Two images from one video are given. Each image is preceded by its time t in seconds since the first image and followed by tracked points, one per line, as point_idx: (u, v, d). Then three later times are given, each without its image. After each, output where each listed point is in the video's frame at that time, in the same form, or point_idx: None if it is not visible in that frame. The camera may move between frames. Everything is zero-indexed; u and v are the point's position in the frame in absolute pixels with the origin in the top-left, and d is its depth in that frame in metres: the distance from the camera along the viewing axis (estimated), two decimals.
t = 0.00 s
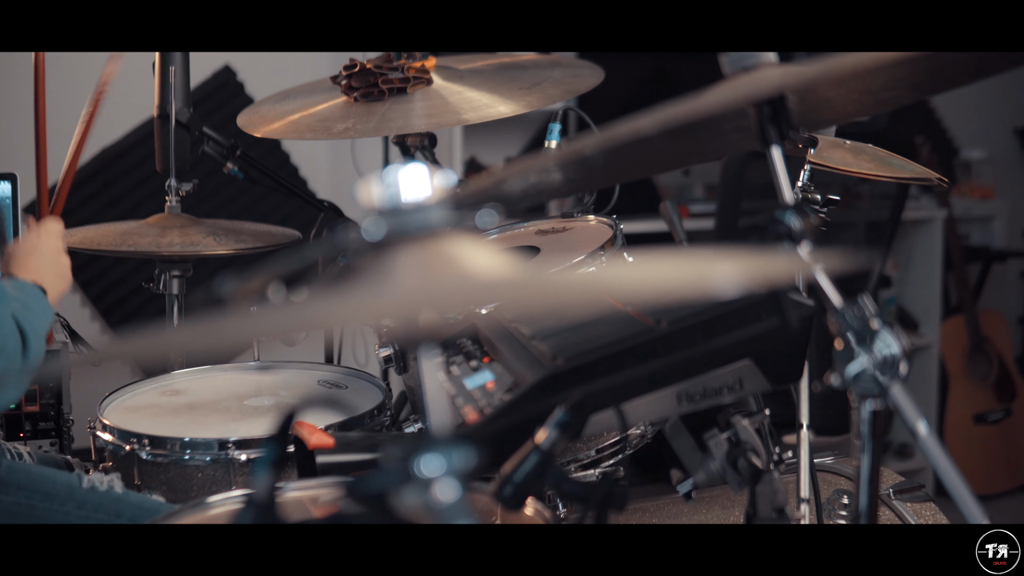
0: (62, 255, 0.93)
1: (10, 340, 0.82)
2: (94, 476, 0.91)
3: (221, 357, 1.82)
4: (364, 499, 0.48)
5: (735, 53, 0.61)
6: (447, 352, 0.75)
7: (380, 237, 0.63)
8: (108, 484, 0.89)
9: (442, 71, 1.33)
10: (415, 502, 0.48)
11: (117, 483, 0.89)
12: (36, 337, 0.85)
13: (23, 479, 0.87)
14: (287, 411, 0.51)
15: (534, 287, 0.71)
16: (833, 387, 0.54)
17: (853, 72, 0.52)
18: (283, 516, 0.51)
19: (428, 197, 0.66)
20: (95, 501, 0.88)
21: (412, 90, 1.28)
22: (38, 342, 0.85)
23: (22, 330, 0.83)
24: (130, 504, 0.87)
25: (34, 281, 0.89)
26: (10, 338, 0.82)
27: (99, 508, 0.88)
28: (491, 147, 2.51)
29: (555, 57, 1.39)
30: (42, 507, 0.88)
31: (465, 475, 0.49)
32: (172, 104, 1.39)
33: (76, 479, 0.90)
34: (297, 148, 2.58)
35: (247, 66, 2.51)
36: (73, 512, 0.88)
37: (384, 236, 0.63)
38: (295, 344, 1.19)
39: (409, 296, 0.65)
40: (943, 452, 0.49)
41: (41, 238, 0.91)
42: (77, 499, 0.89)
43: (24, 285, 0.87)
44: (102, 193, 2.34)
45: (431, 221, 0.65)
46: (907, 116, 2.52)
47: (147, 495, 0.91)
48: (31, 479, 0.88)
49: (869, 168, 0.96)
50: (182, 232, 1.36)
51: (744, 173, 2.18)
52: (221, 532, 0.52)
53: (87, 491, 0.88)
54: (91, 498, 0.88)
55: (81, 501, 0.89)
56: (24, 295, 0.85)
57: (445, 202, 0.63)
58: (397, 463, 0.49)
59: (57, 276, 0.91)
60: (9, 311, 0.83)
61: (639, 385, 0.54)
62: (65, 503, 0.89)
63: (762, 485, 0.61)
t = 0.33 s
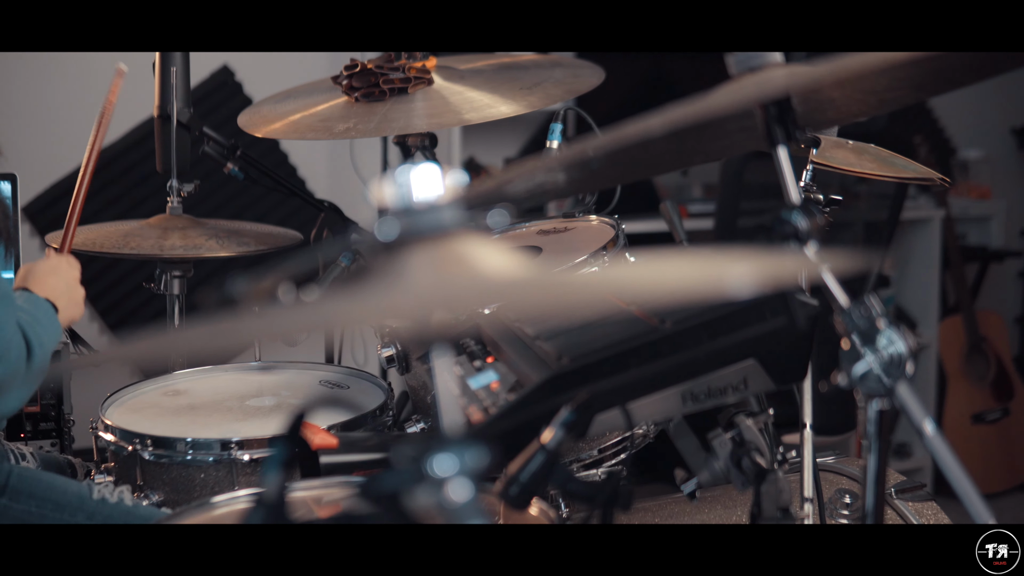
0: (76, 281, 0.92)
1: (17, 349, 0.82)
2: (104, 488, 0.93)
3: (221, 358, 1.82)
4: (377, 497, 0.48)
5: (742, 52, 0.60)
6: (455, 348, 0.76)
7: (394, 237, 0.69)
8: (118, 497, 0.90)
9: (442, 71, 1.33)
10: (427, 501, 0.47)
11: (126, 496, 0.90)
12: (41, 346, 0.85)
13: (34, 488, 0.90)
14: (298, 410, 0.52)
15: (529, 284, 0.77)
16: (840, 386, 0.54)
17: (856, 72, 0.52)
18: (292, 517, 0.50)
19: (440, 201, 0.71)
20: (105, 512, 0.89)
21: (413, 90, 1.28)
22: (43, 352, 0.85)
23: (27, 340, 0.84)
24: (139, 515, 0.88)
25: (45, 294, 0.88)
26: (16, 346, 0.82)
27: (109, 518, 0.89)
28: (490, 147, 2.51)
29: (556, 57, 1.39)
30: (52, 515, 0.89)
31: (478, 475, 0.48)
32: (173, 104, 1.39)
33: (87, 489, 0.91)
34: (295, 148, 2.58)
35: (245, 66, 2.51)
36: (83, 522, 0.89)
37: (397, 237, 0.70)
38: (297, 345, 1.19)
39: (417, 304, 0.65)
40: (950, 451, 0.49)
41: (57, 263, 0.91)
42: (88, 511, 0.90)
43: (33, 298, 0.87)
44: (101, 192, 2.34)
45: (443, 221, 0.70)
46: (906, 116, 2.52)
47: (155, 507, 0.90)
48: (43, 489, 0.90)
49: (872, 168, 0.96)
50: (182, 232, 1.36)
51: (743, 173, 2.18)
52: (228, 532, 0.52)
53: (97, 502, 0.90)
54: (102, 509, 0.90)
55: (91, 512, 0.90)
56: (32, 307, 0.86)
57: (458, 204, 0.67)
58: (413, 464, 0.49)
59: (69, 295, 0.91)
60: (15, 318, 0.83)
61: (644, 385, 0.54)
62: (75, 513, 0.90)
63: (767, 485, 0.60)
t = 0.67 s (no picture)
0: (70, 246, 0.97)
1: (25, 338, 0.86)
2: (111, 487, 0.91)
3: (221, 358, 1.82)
4: (391, 497, 0.49)
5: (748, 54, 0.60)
6: (460, 344, 0.76)
7: (409, 236, 0.69)
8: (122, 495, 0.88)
9: (444, 71, 1.33)
10: (440, 500, 0.48)
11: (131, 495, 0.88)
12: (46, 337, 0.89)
13: (38, 486, 0.89)
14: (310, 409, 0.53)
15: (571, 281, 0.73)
16: (847, 386, 0.54)
17: (864, 72, 0.52)
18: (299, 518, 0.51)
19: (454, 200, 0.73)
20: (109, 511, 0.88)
21: (415, 90, 1.28)
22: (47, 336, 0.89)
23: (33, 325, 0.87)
24: (142, 510, 0.85)
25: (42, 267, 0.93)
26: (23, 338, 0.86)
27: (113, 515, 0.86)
28: (489, 147, 2.52)
29: (557, 57, 1.39)
30: (58, 514, 0.89)
31: (490, 475, 0.49)
32: (173, 104, 1.39)
33: (90, 488, 0.90)
34: (294, 148, 2.58)
35: (244, 67, 2.51)
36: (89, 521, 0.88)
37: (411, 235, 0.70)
38: (298, 345, 1.19)
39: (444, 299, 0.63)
40: (956, 450, 0.49)
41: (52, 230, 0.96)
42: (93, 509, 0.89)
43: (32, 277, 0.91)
44: (100, 193, 2.34)
45: (456, 221, 0.72)
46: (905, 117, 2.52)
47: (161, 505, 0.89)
48: (47, 487, 0.89)
49: (876, 169, 0.96)
50: (183, 232, 1.36)
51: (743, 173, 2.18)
52: (235, 532, 0.52)
53: (102, 500, 0.88)
54: (107, 507, 0.88)
55: (97, 511, 0.88)
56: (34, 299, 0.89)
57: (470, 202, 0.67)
58: (424, 464, 0.49)
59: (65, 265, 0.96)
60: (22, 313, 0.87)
61: (650, 384, 0.54)
62: (80, 512, 0.89)
63: (771, 484, 0.60)
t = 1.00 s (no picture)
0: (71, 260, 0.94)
1: (16, 333, 0.83)
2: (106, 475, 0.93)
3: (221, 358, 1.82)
4: (404, 497, 0.50)
5: (754, 55, 0.60)
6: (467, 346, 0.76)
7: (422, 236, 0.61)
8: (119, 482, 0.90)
9: (446, 71, 1.33)
10: (455, 500, 0.48)
11: (128, 481, 0.90)
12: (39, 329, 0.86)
13: (33, 479, 0.90)
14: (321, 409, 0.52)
15: (575, 285, 0.73)
16: (854, 385, 0.54)
17: (871, 72, 0.52)
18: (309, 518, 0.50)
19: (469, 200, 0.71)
20: (106, 500, 0.89)
21: (416, 90, 1.28)
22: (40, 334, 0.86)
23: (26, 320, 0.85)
24: (141, 499, 0.86)
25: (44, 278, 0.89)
26: (15, 331, 0.83)
27: (111, 505, 0.88)
28: (489, 147, 2.51)
29: (558, 57, 1.39)
30: (55, 506, 0.90)
31: (504, 474, 0.50)
32: (174, 104, 1.39)
33: (87, 478, 0.91)
34: (293, 148, 2.58)
35: (244, 67, 2.51)
36: (87, 511, 0.90)
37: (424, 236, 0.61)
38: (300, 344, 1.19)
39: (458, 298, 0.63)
40: (963, 449, 0.50)
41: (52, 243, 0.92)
42: (91, 498, 0.90)
43: (29, 272, 0.88)
44: (100, 193, 2.33)
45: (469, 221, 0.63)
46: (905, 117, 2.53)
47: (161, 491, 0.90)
48: (42, 480, 0.90)
49: (878, 169, 0.96)
50: (184, 232, 1.36)
51: (743, 174, 2.19)
52: (244, 533, 0.53)
53: (98, 489, 0.90)
54: (103, 495, 0.89)
55: (94, 500, 0.90)
56: (27, 288, 0.86)
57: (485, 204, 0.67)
58: (436, 463, 0.50)
59: (66, 276, 0.93)
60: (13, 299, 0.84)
61: (657, 383, 0.54)
62: (77, 503, 0.90)
63: (776, 484, 0.60)
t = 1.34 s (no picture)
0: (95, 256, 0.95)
1: (39, 329, 0.83)
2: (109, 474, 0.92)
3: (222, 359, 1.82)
4: (417, 497, 0.48)
5: (762, 55, 0.61)
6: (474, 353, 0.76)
7: (435, 236, 0.67)
8: (124, 482, 0.89)
9: (447, 71, 1.33)
10: (467, 500, 0.48)
11: (132, 481, 0.89)
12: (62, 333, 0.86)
13: (37, 477, 0.89)
14: (330, 409, 0.52)
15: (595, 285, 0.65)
16: (861, 385, 0.54)
17: (877, 73, 0.52)
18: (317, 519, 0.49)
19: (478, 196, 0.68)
20: (110, 497, 0.88)
21: (418, 90, 1.27)
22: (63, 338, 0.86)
23: (49, 317, 0.84)
24: (145, 498, 0.86)
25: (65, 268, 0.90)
26: (37, 328, 0.82)
27: (115, 503, 0.87)
28: (488, 148, 2.52)
29: (559, 57, 1.39)
30: (60, 504, 0.88)
31: (516, 473, 0.49)
32: (175, 104, 1.39)
33: (92, 477, 0.90)
34: (293, 148, 2.58)
35: (243, 67, 2.51)
36: (91, 509, 0.88)
37: (435, 236, 0.67)
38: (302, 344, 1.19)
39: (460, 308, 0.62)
40: (969, 448, 0.50)
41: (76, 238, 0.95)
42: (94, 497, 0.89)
43: (51, 265, 0.88)
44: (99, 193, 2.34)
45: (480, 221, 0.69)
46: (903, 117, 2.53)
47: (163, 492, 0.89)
48: (47, 477, 0.89)
49: (881, 168, 0.96)
50: (186, 232, 1.36)
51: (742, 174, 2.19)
52: (248, 532, 0.52)
53: (102, 488, 0.88)
54: (107, 494, 0.88)
55: (97, 498, 0.88)
56: (47, 286, 0.85)
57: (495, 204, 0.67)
58: (450, 463, 0.49)
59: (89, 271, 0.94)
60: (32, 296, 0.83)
61: (666, 382, 0.54)
62: (82, 501, 0.88)
63: (783, 483, 0.59)
